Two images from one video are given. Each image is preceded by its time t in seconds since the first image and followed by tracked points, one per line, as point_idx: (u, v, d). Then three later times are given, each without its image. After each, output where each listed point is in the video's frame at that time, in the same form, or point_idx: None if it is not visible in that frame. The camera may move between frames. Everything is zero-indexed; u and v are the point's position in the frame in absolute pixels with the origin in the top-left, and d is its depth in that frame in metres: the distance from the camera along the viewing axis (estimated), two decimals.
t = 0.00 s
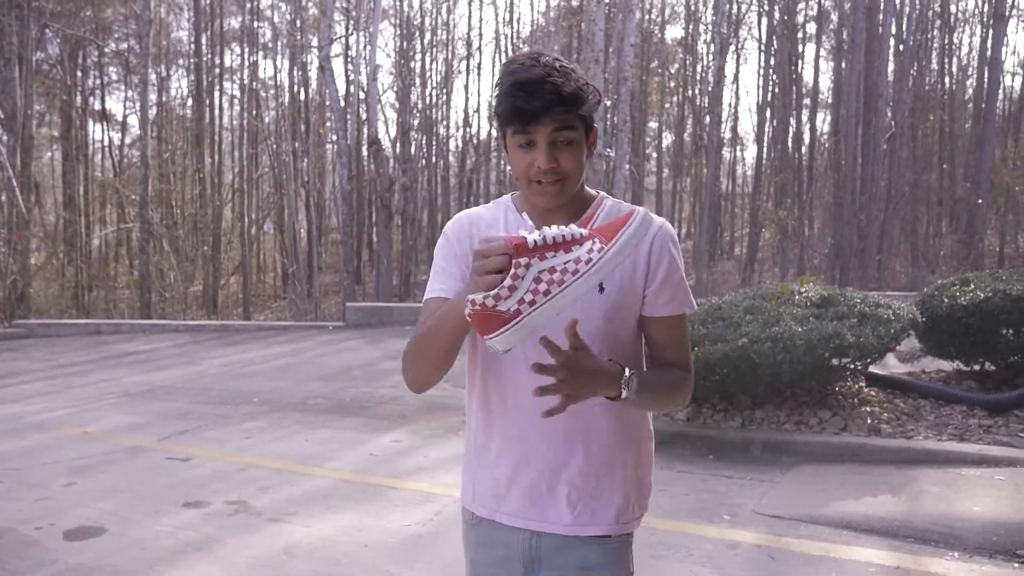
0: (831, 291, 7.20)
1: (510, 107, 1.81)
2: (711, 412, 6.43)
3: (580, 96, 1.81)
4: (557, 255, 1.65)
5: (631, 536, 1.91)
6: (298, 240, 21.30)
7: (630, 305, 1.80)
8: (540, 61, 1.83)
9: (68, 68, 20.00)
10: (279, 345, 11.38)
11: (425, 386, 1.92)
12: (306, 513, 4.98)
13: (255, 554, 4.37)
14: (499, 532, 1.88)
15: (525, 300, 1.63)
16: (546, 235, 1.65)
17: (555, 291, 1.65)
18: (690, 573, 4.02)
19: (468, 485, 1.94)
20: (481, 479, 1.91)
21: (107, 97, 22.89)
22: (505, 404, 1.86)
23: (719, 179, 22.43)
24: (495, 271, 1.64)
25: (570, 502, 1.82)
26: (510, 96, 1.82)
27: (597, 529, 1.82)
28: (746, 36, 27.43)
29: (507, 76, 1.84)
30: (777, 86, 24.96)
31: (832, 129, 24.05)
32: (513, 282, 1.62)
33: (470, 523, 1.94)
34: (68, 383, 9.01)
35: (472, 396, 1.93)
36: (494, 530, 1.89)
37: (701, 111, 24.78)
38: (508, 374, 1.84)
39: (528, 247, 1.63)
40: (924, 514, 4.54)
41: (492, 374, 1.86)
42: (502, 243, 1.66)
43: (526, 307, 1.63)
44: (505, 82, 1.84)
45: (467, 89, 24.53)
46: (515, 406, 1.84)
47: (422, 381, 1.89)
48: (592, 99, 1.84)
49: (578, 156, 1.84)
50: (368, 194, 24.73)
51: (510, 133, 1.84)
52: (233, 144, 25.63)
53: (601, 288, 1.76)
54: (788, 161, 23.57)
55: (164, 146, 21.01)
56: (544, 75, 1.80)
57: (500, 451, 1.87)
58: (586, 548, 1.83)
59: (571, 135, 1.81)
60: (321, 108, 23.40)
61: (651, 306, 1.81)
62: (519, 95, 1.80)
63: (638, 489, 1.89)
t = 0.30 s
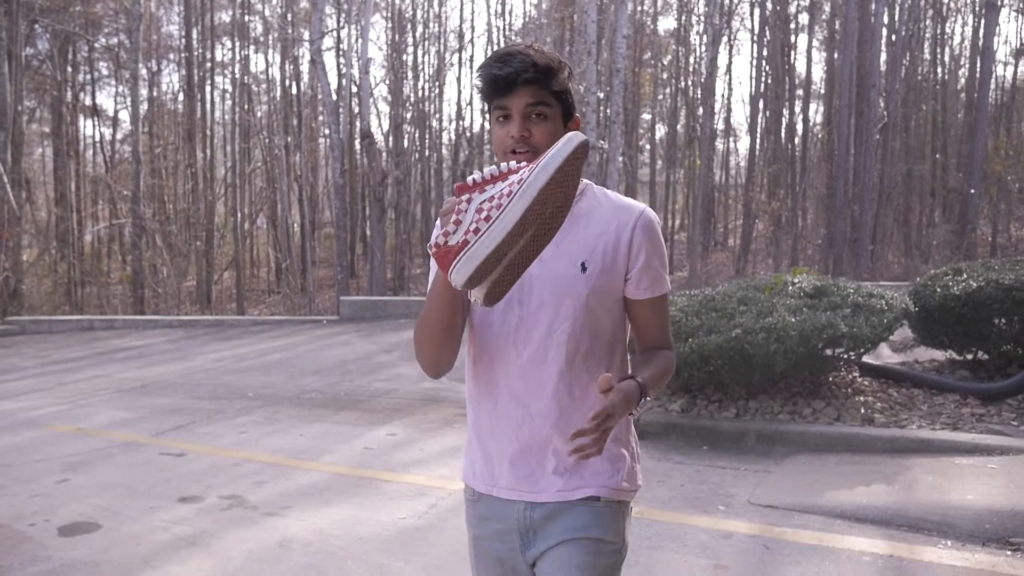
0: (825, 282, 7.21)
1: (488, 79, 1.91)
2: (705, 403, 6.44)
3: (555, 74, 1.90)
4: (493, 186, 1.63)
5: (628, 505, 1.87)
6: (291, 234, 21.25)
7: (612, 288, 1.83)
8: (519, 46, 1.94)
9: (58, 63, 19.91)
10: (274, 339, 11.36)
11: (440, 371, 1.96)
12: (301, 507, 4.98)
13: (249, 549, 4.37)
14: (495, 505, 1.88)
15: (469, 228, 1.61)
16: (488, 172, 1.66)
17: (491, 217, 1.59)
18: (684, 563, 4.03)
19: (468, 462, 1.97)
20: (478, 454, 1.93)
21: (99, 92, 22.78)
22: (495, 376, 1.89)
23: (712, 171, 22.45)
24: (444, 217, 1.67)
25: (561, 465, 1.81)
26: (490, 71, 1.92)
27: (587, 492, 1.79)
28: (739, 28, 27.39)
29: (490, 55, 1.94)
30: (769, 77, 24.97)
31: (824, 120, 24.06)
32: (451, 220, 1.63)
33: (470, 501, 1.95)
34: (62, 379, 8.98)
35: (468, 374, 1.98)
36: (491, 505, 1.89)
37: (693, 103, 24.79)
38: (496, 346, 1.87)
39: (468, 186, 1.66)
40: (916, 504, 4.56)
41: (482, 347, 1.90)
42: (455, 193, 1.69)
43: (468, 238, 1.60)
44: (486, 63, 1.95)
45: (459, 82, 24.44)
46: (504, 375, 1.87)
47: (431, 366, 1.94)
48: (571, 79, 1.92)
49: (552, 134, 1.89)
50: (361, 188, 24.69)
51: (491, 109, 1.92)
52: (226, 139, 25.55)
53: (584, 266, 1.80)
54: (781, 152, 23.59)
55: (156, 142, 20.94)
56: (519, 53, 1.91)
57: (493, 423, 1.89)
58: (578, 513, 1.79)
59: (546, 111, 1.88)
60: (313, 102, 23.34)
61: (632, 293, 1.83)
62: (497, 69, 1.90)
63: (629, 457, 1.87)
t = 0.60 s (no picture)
0: (817, 279, 7.23)
1: (489, 86, 1.87)
2: (698, 401, 6.44)
3: (555, 81, 1.87)
4: (521, 225, 1.64)
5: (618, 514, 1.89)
6: (284, 233, 21.21)
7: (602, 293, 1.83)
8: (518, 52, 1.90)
9: (50, 60, 19.82)
10: (266, 338, 11.34)
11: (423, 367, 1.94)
12: (294, 507, 4.97)
13: (242, 548, 4.36)
14: (484, 510, 1.88)
15: (482, 261, 1.62)
16: (515, 208, 1.67)
17: (511, 256, 1.60)
18: (677, 562, 4.03)
19: (454, 461, 1.96)
20: (466, 455, 1.93)
21: (91, 90, 22.69)
22: (486, 378, 1.88)
23: (705, 168, 22.49)
24: (465, 236, 1.68)
25: (552, 476, 1.82)
26: (491, 79, 1.88)
27: (579, 504, 1.81)
28: (731, 25, 27.42)
29: (490, 62, 1.90)
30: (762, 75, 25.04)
31: (817, 117, 24.12)
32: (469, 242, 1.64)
33: (459, 503, 1.94)
34: (53, 378, 8.94)
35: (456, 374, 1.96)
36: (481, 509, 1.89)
37: (686, 100, 24.83)
38: (489, 349, 1.85)
39: (496, 216, 1.66)
40: (908, 501, 4.57)
41: (473, 349, 1.89)
42: (480, 216, 1.70)
43: (481, 266, 1.61)
44: (486, 68, 1.90)
45: (452, 80, 24.41)
46: (497, 378, 1.86)
47: (418, 361, 1.92)
48: (570, 87, 1.89)
49: (551, 143, 1.87)
50: (354, 186, 24.66)
51: (489, 116, 1.89)
52: (219, 137, 25.50)
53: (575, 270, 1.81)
54: (773, 149, 23.65)
55: (149, 140, 20.88)
56: (520, 60, 1.87)
57: (484, 425, 1.88)
58: (570, 525, 1.82)
59: (545, 120, 1.85)
60: (306, 100, 23.32)
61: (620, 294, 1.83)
62: (498, 78, 1.86)
63: (619, 464, 1.89)
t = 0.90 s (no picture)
0: (810, 286, 7.24)
1: (503, 99, 1.79)
2: (690, 406, 6.45)
3: (570, 95, 1.82)
4: (560, 321, 1.59)
5: (616, 521, 1.88)
6: (278, 235, 21.16)
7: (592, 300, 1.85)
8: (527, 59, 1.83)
9: (44, 61, 19.75)
10: (259, 341, 11.31)
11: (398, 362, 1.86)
12: (285, 510, 4.96)
13: (233, 552, 4.35)
14: (480, 518, 1.87)
15: (510, 343, 1.59)
16: (561, 297, 1.60)
17: (537, 351, 1.59)
18: (669, 566, 4.03)
19: (448, 467, 1.96)
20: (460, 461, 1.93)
21: (85, 91, 22.59)
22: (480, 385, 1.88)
23: (699, 173, 22.52)
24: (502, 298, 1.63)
25: (546, 481, 1.82)
26: (505, 89, 1.80)
27: (575, 509, 1.81)
28: (726, 32, 27.48)
29: (503, 70, 1.81)
30: (756, 81, 25.10)
31: (811, 124, 24.18)
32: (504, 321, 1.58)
33: (455, 512, 1.93)
34: (44, 380, 8.90)
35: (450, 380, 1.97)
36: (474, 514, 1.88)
37: (681, 106, 24.87)
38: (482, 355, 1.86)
39: (538, 299, 1.59)
40: (900, 507, 4.58)
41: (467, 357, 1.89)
42: (524, 277, 1.62)
43: (506, 349, 1.59)
44: (493, 72, 1.83)
45: (447, 84, 24.39)
46: (491, 385, 1.87)
47: (394, 358, 1.83)
48: (581, 100, 1.85)
49: (557, 155, 1.84)
50: (348, 188, 24.62)
51: (495, 126, 1.82)
52: (213, 139, 25.45)
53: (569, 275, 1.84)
54: (767, 155, 23.69)
55: (142, 141, 20.80)
56: (534, 72, 1.80)
57: (476, 431, 1.88)
58: (567, 532, 1.81)
59: (555, 135, 1.81)
60: (301, 103, 23.31)
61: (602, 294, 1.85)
62: (509, 88, 1.79)
63: (615, 469, 1.89)
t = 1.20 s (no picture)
0: (803, 288, 7.25)
1: (516, 91, 1.73)
2: (683, 409, 6.45)
3: (589, 91, 1.76)
4: (573, 362, 1.54)
5: (612, 544, 1.85)
6: (272, 236, 21.14)
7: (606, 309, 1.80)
8: (547, 51, 1.78)
9: (37, 61, 19.67)
10: (252, 342, 11.29)
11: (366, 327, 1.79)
12: (277, 511, 4.94)
13: (224, 553, 4.33)
14: (471, 538, 1.83)
15: (515, 366, 1.54)
16: (584, 338, 1.53)
17: (541, 383, 1.56)
18: (661, 568, 4.02)
19: (436, 471, 1.92)
20: (450, 470, 1.88)
21: (78, 91, 22.50)
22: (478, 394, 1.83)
23: (693, 176, 22.57)
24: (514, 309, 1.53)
25: (539, 501, 1.77)
26: (519, 80, 1.74)
27: (569, 532, 1.77)
28: (720, 34, 27.53)
29: (518, 60, 1.75)
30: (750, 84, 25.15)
31: (804, 126, 24.26)
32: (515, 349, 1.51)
33: (444, 532, 1.88)
34: (35, 380, 8.86)
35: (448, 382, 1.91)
36: (463, 535, 1.85)
37: (675, 108, 24.92)
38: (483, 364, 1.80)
39: (557, 335, 1.52)
40: (891, 509, 4.59)
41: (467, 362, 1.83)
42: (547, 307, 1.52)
43: (509, 372, 1.54)
44: (511, 62, 1.77)
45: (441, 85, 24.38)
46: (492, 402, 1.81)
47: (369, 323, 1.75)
48: (601, 96, 1.79)
49: (574, 153, 1.78)
50: (342, 189, 24.60)
51: (510, 120, 1.76)
52: (206, 139, 25.41)
53: (582, 282, 1.79)
54: (761, 158, 23.77)
55: (135, 141, 20.75)
56: (553, 64, 1.74)
57: (470, 441, 1.83)
58: (560, 557, 1.77)
59: (573, 131, 1.75)
60: (295, 103, 23.30)
61: (617, 306, 1.80)
62: (526, 80, 1.73)
63: (613, 491, 1.84)
